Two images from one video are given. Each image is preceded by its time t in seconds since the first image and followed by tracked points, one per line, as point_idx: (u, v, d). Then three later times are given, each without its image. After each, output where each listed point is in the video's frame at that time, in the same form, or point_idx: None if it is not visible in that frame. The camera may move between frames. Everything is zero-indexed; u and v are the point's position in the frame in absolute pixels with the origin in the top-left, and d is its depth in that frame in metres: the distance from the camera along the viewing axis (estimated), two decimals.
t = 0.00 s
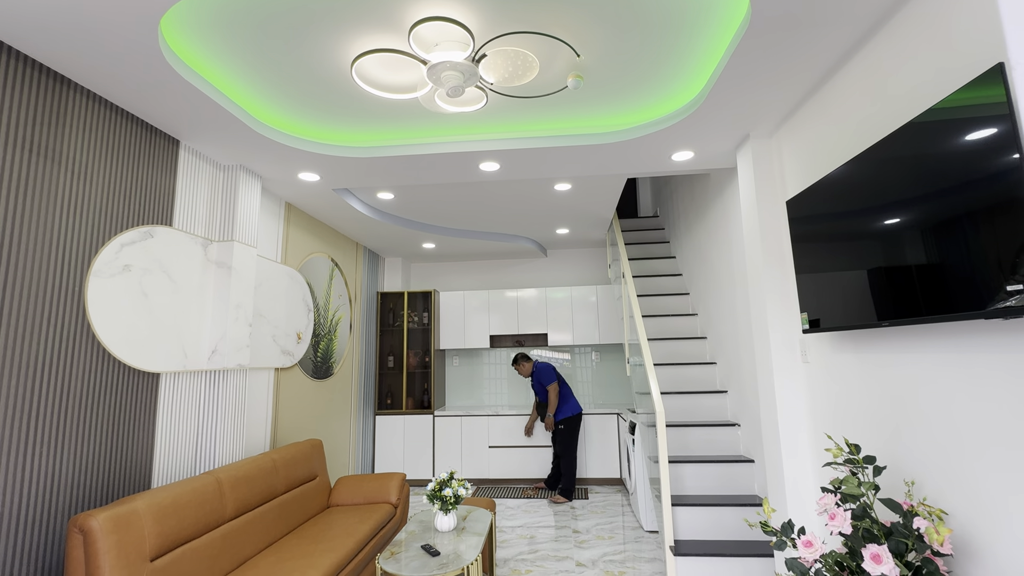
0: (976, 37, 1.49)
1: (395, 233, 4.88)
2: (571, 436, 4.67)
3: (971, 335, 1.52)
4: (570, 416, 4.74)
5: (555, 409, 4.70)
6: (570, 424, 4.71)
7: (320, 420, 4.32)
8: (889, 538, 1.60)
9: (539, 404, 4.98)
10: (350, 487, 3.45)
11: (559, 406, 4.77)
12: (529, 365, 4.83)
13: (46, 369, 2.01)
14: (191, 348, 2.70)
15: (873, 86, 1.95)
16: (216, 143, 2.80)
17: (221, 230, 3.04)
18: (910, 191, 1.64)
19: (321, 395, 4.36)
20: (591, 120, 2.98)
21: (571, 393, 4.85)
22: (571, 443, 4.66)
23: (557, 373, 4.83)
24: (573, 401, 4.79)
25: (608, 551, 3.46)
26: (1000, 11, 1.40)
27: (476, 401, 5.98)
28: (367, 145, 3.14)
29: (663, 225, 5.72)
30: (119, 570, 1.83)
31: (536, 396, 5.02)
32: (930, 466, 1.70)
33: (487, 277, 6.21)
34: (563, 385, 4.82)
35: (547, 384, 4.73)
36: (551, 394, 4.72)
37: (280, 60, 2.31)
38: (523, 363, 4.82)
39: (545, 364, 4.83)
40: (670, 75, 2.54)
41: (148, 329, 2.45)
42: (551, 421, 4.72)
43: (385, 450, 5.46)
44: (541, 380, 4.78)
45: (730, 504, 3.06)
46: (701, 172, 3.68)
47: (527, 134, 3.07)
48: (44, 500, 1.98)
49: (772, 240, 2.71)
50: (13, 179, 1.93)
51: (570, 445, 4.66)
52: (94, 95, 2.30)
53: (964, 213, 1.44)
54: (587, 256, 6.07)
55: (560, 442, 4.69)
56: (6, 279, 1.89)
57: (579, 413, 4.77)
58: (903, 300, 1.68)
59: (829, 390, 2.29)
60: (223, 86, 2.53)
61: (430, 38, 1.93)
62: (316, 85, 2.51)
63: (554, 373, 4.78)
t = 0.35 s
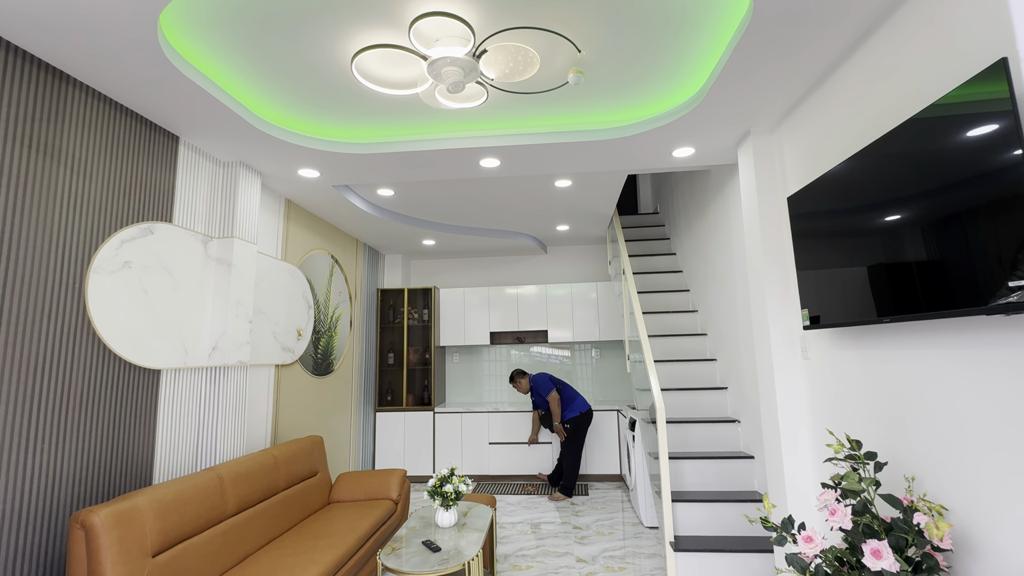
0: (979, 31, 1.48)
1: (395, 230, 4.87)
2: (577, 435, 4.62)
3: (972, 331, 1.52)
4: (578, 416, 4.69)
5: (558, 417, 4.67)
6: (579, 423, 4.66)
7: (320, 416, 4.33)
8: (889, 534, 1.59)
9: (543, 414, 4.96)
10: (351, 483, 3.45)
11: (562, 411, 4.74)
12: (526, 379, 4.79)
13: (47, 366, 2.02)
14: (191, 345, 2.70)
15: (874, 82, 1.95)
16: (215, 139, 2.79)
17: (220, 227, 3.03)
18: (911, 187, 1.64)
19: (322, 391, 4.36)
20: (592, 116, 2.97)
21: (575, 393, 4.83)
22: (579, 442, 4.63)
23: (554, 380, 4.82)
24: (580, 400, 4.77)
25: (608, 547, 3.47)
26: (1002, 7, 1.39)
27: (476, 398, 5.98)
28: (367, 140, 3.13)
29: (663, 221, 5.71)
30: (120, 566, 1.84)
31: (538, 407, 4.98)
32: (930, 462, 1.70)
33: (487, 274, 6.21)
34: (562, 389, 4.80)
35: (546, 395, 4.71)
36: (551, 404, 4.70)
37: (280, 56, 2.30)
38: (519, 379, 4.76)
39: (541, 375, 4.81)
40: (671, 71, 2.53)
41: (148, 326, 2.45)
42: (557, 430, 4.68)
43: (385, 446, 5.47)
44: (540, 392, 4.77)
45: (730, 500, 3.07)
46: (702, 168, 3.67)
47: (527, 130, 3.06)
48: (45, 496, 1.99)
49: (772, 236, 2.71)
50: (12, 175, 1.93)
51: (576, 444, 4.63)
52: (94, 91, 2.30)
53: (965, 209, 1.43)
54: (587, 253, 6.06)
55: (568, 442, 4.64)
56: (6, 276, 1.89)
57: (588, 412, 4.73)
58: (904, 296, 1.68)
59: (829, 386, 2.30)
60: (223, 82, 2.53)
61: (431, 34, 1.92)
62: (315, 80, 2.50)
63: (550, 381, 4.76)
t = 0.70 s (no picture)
0: (982, 25, 1.47)
1: (394, 226, 4.86)
2: (577, 432, 4.63)
3: (974, 327, 1.51)
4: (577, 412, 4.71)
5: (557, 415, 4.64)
6: (578, 419, 4.67)
7: (320, 413, 4.32)
8: (890, 530, 1.60)
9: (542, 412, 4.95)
10: (350, 480, 3.45)
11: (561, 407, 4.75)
12: (524, 377, 4.79)
13: (45, 362, 2.01)
14: (190, 342, 2.70)
15: (876, 76, 1.93)
16: (214, 135, 2.78)
17: (219, 223, 3.01)
18: (913, 182, 1.63)
19: (321, 388, 4.35)
20: (592, 111, 2.96)
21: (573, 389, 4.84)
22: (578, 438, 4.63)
23: (552, 378, 4.81)
24: (579, 396, 4.78)
25: (608, 543, 3.48)
26: None
27: (476, 395, 5.98)
28: (366, 136, 3.11)
29: (663, 218, 5.70)
30: (120, 563, 1.83)
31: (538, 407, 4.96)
32: (930, 458, 1.70)
33: (487, 271, 6.20)
34: (560, 386, 4.80)
35: (545, 393, 4.70)
36: (551, 402, 4.66)
37: (278, 50, 2.29)
38: (518, 377, 4.78)
39: (539, 373, 4.81)
40: (671, 66, 2.51)
41: (147, 322, 2.44)
42: (557, 429, 4.64)
43: (385, 443, 5.47)
44: (539, 391, 4.74)
45: (730, 496, 3.07)
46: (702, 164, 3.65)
47: (527, 125, 3.05)
48: (43, 493, 1.98)
49: (773, 232, 2.70)
50: (10, 170, 1.91)
51: (575, 441, 4.63)
52: (91, 86, 2.28)
53: (967, 205, 1.42)
54: (587, 250, 6.05)
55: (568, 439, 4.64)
56: (4, 273, 1.87)
57: (587, 407, 4.75)
58: (904, 292, 1.68)
59: (830, 382, 2.29)
60: (221, 77, 2.51)
61: (430, 28, 1.89)
62: (314, 75, 2.49)
63: (548, 379, 4.76)
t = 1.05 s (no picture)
0: (982, 21, 1.46)
1: (393, 223, 4.85)
2: (576, 427, 4.64)
3: (973, 324, 1.51)
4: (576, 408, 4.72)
5: (558, 409, 4.66)
6: (577, 416, 4.68)
7: (319, 410, 4.33)
8: (887, 526, 1.61)
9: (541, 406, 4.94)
10: (349, 477, 3.46)
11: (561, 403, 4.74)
12: (523, 372, 4.74)
13: (43, 359, 2.00)
14: (188, 339, 2.69)
15: (876, 71, 1.92)
16: (211, 131, 2.77)
17: (217, 220, 3.01)
18: (912, 179, 1.62)
19: (320, 385, 4.35)
20: (591, 108, 2.95)
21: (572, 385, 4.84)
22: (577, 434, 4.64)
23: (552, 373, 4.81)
24: (578, 392, 4.78)
25: (606, 539, 3.48)
26: None
27: (475, 392, 5.99)
28: (364, 133, 3.10)
29: (662, 215, 5.70)
30: (118, 560, 1.84)
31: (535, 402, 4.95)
32: (927, 455, 1.71)
33: (486, 268, 6.20)
34: (560, 382, 4.80)
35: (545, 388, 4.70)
36: (551, 396, 4.69)
37: (275, 46, 2.28)
38: (518, 371, 4.73)
39: (539, 368, 4.80)
40: (671, 62, 2.50)
41: (145, 319, 2.44)
42: (557, 422, 4.68)
43: (385, 440, 5.48)
44: (539, 384, 4.75)
45: (728, 493, 3.08)
46: (701, 161, 3.65)
47: (526, 122, 3.04)
48: (42, 489, 1.98)
49: (772, 229, 2.70)
50: (7, 167, 1.91)
51: (574, 437, 4.64)
52: (87, 82, 2.26)
53: (966, 202, 1.42)
54: (586, 247, 6.05)
55: (567, 435, 4.64)
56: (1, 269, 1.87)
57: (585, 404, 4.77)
58: (903, 289, 1.67)
59: (828, 379, 2.29)
60: (218, 74, 2.50)
61: (428, 24, 1.89)
62: (312, 71, 2.48)
63: (549, 374, 4.76)
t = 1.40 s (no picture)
0: (979, 18, 1.46)
1: (392, 221, 4.85)
2: (574, 425, 4.64)
3: (969, 321, 1.51)
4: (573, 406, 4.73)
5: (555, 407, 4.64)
6: (574, 414, 4.70)
7: (318, 407, 4.33)
8: (882, 522, 1.61)
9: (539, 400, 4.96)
10: (348, 474, 3.46)
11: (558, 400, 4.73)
12: (522, 365, 4.77)
13: (41, 356, 2.00)
14: (187, 336, 2.70)
15: (874, 68, 1.92)
16: (209, 128, 2.76)
17: (215, 217, 3.00)
18: (910, 177, 1.62)
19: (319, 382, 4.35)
20: (589, 105, 2.95)
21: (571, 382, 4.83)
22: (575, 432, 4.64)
23: (552, 370, 4.75)
24: (576, 390, 4.78)
25: (604, 536, 3.50)
26: None
27: (474, 389, 6.00)
28: (362, 130, 3.09)
29: (661, 212, 5.70)
30: (117, 556, 1.84)
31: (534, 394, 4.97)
32: (923, 451, 1.71)
33: (484, 265, 6.20)
34: (558, 378, 4.78)
35: (544, 384, 4.65)
36: (549, 394, 4.65)
37: (272, 42, 2.27)
38: (518, 364, 4.77)
39: (539, 363, 4.74)
40: (669, 59, 2.50)
41: (144, 317, 2.44)
42: (555, 420, 4.66)
43: (383, 437, 5.49)
44: (538, 380, 4.70)
45: (726, 489, 3.09)
46: (700, 158, 3.65)
47: (524, 119, 3.03)
48: (40, 486, 1.98)
49: (770, 226, 2.70)
50: (3, 164, 1.90)
51: (572, 435, 4.64)
52: (83, 79, 2.25)
53: (963, 199, 1.43)
54: (584, 244, 6.05)
55: (564, 433, 4.66)
56: None
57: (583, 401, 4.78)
58: (901, 287, 1.68)
59: (825, 376, 2.30)
60: (215, 70, 2.50)
61: (425, 20, 1.88)
62: (309, 68, 2.47)
63: (548, 372, 4.69)
